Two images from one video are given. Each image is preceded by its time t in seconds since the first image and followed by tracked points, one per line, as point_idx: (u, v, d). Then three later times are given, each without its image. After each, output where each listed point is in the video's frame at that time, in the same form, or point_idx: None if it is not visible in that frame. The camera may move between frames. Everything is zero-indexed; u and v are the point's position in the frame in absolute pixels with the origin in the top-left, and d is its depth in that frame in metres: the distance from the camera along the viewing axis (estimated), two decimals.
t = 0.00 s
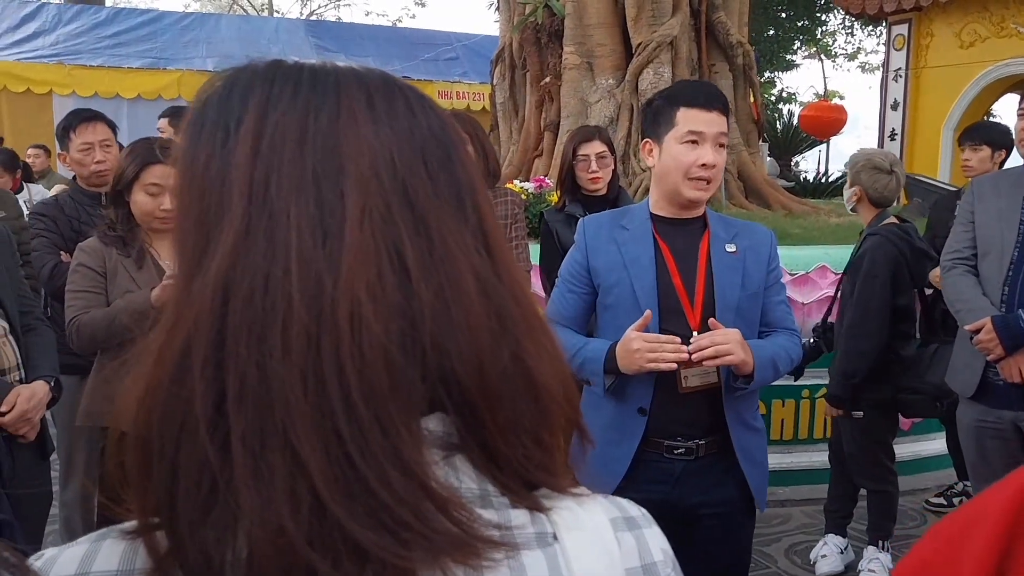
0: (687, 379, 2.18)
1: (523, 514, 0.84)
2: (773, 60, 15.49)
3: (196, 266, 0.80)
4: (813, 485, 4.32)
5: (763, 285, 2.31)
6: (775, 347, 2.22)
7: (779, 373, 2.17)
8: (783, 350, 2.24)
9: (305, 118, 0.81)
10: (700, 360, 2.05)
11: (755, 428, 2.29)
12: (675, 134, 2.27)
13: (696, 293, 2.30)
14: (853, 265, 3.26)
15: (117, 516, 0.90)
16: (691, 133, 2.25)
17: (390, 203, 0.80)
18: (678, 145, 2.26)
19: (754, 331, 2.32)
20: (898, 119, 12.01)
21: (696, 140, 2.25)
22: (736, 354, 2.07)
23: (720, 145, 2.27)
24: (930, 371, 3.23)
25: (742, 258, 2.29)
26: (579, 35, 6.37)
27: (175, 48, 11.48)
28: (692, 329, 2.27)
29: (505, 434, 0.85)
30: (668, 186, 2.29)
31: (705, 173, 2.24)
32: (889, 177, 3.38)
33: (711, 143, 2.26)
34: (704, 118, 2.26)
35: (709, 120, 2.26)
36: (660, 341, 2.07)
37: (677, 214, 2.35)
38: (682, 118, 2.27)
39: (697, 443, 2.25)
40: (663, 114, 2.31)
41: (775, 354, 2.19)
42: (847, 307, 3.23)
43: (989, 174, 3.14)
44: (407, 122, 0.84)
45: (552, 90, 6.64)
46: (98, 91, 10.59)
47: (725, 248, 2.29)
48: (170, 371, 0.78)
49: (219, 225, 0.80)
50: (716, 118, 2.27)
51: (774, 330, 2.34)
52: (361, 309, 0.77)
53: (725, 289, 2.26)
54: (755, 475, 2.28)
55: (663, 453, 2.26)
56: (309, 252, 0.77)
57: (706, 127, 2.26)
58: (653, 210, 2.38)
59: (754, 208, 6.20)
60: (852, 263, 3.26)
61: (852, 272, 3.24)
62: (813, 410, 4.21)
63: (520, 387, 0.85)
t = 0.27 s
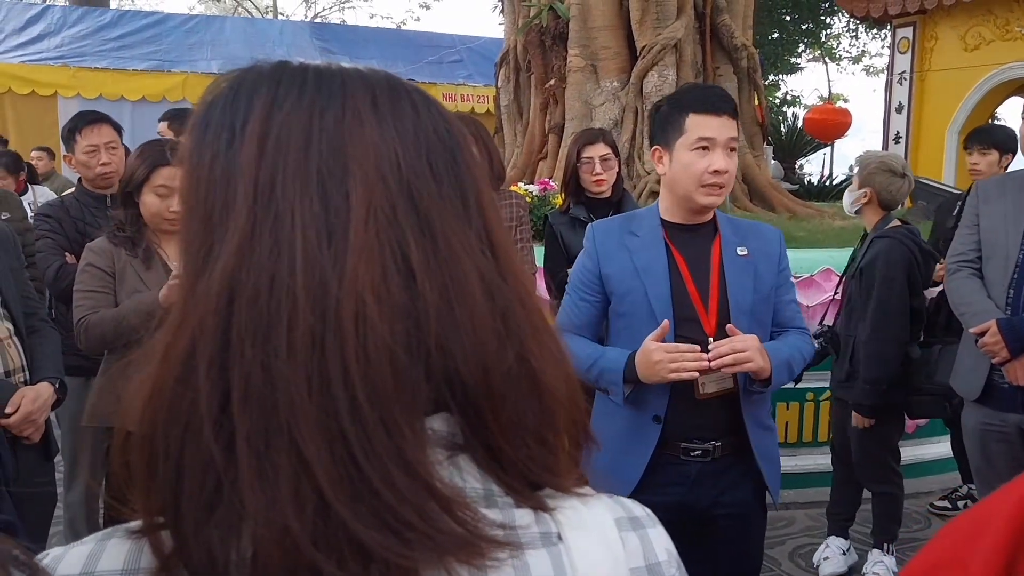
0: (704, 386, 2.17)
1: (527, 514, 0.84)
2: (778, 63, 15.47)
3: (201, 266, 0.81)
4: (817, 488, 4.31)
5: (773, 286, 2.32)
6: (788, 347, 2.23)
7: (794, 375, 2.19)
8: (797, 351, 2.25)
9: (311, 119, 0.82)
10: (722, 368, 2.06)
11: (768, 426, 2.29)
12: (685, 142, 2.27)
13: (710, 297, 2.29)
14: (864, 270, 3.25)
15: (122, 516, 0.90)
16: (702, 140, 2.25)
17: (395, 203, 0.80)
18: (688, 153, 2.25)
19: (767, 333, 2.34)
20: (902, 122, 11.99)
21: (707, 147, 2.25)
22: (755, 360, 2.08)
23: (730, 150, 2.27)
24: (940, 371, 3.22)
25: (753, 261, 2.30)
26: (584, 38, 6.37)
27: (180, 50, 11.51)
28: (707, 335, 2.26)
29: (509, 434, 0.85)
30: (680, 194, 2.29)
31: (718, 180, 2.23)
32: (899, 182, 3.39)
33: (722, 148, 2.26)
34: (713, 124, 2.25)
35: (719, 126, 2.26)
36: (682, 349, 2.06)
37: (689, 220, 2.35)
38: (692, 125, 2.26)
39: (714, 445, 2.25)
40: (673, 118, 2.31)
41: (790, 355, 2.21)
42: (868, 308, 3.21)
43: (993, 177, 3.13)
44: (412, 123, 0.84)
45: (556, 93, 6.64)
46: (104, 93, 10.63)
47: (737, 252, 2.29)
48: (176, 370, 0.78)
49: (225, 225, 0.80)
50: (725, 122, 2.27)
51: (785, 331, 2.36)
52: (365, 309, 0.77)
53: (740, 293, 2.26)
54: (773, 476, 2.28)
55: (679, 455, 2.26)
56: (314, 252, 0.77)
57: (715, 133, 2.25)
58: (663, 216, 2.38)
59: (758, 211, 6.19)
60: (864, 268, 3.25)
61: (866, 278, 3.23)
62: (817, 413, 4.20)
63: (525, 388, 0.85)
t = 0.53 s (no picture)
0: (716, 390, 2.17)
1: (530, 516, 0.85)
2: (779, 64, 15.46)
3: (204, 269, 0.81)
4: (819, 490, 4.31)
5: (790, 289, 2.31)
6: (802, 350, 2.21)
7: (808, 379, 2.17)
8: (812, 355, 2.23)
9: (313, 121, 0.82)
10: (730, 370, 2.05)
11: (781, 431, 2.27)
12: (696, 144, 2.27)
13: (724, 300, 2.29)
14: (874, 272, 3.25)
15: (125, 518, 0.91)
16: (712, 142, 2.25)
17: (397, 206, 0.81)
18: (699, 155, 2.26)
19: (783, 336, 2.33)
20: (903, 124, 11.98)
21: (718, 149, 2.25)
22: (765, 366, 2.07)
23: (743, 152, 2.27)
24: (942, 371, 3.28)
25: (769, 264, 2.29)
26: (585, 39, 6.37)
27: (182, 52, 11.53)
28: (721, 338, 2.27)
29: (511, 436, 0.85)
30: (694, 197, 2.30)
31: (730, 183, 2.23)
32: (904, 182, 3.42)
33: (733, 150, 2.25)
34: (725, 126, 2.25)
35: (729, 127, 2.26)
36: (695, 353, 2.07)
37: (702, 223, 2.35)
38: (703, 127, 2.27)
39: (723, 448, 2.25)
40: (686, 122, 2.32)
41: (803, 359, 2.19)
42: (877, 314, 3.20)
43: (994, 180, 3.13)
44: (414, 126, 0.84)
45: (558, 94, 6.64)
46: (106, 94, 10.65)
47: (753, 254, 2.29)
48: (179, 373, 0.79)
49: (228, 229, 0.80)
50: (736, 124, 2.26)
51: (801, 335, 2.34)
52: (368, 311, 0.77)
53: (754, 296, 2.26)
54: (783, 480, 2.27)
55: (688, 457, 2.26)
56: (317, 254, 0.78)
57: (726, 135, 2.25)
58: (680, 218, 2.38)
59: (759, 213, 6.19)
60: (873, 269, 3.24)
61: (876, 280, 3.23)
62: (819, 414, 4.21)
63: (527, 390, 0.85)
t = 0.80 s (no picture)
0: (714, 392, 2.17)
1: (528, 516, 0.85)
2: (779, 65, 15.46)
3: (204, 270, 0.81)
4: (818, 491, 4.31)
5: (804, 299, 2.27)
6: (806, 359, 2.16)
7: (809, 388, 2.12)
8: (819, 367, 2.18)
9: (313, 123, 0.82)
10: (715, 370, 2.03)
11: (785, 444, 2.27)
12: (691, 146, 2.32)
13: (730, 305, 2.29)
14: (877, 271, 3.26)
15: (126, 519, 0.91)
16: (698, 144, 2.28)
17: (396, 207, 0.81)
18: (689, 157, 2.30)
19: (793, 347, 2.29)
20: (903, 124, 11.98)
21: (704, 151, 2.27)
22: (751, 366, 2.03)
23: (729, 154, 2.24)
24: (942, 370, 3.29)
25: (783, 273, 2.26)
26: (585, 40, 6.38)
27: (182, 52, 11.55)
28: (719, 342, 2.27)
29: (511, 437, 0.85)
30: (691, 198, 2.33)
31: (711, 185, 2.24)
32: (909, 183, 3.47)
33: (718, 152, 2.24)
34: (711, 128, 2.26)
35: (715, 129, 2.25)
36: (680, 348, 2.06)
37: (717, 223, 2.35)
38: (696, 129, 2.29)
39: (719, 450, 2.25)
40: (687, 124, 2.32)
41: (808, 369, 2.14)
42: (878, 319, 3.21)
43: (994, 181, 3.13)
44: (414, 128, 0.85)
45: (557, 95, 6.64)
46: (106, 95, 10.66)
47: (767, 261, 2.26)
48: (179, 374, 0.79)
49: (227, 230, 0.81)
50: (722, 125, 2.25)
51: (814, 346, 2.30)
52: (367, 312, 0.77)
53: (761, 303, 2.24)
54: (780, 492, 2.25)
55: (684, 455, 2.28)
56: (316, 255, 0.78)
57: (711, 137, 2.25)
58: (696, 217, 2.39)
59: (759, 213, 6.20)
60: (876, 268, 3.25)
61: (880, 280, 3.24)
62: (819, 415, 4.22)
63: (526, 391, 0.86)
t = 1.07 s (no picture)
0: (694, 388, 2.21)
1: (525, 515, 0.85)
2: (779, 65, 15.46)
3: (202, 269, 0.81)
4: (818, 491, 4.31)
5: (794, 301, 2.24)
6: (795, 341, 2.08)
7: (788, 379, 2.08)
8: (808, 359, 2.10)
9: (310, 124, 0.83)
10: (689, 275, 1.98)
11: (780, 449, 2.23)
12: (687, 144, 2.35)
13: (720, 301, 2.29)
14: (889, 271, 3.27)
15: (123, 518, 0.91)
16: (693, 140, 2.30)
17: (393, 207, 0.81)
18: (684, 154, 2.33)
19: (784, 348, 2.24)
20: (903, 125, 11.98)
21: (697, 148, 2.29)
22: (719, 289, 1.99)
23: (721, 151, 2.25)
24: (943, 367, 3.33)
25: (776, 273, 2.25)
26: (586, 40, 6.38)
27: (182, 53, 11.55)
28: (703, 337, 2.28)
29: (507, 435, 0.86)
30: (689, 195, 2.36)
31: (703, 181, 2.26)
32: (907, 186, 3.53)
33: (709, 149, 2.26)
34: (702, 125, 2.28)
35: (706, 127, 2.27)
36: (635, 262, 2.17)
37: (717, 221, 2.37)
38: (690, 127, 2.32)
39: (706, 449, 2.24)
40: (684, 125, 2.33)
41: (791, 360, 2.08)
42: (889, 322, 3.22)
43: (994, 181, 3.13)
44: (410, 129, 0.85)
45: (558, 95, 6.64)
46: (106, 95, 10.66)
47: (761, 259, 2.26)
48: (176, 373, 0.79)
49: (224, 230, 0.81)
50: (716, 122, 2.26)
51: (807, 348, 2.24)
52: (364, 311, 0.78)
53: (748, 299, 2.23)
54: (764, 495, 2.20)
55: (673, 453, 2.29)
56: (314, 256, 0.78)
57: (702, 133, 2.28)
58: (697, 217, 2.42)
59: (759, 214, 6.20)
60: (887, 266, 3.26)
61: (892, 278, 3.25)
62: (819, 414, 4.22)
63: (523, 390, 0.86)
